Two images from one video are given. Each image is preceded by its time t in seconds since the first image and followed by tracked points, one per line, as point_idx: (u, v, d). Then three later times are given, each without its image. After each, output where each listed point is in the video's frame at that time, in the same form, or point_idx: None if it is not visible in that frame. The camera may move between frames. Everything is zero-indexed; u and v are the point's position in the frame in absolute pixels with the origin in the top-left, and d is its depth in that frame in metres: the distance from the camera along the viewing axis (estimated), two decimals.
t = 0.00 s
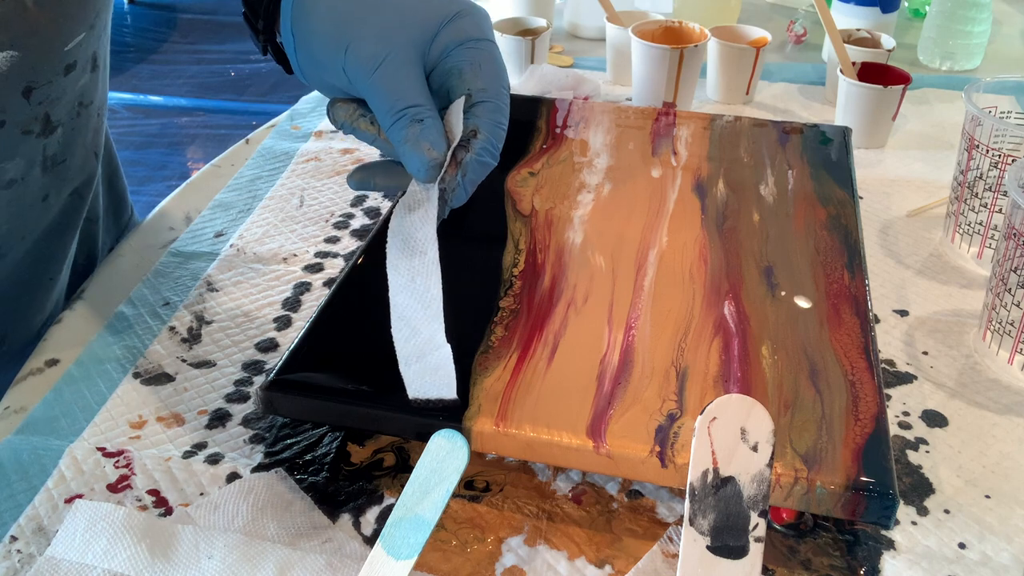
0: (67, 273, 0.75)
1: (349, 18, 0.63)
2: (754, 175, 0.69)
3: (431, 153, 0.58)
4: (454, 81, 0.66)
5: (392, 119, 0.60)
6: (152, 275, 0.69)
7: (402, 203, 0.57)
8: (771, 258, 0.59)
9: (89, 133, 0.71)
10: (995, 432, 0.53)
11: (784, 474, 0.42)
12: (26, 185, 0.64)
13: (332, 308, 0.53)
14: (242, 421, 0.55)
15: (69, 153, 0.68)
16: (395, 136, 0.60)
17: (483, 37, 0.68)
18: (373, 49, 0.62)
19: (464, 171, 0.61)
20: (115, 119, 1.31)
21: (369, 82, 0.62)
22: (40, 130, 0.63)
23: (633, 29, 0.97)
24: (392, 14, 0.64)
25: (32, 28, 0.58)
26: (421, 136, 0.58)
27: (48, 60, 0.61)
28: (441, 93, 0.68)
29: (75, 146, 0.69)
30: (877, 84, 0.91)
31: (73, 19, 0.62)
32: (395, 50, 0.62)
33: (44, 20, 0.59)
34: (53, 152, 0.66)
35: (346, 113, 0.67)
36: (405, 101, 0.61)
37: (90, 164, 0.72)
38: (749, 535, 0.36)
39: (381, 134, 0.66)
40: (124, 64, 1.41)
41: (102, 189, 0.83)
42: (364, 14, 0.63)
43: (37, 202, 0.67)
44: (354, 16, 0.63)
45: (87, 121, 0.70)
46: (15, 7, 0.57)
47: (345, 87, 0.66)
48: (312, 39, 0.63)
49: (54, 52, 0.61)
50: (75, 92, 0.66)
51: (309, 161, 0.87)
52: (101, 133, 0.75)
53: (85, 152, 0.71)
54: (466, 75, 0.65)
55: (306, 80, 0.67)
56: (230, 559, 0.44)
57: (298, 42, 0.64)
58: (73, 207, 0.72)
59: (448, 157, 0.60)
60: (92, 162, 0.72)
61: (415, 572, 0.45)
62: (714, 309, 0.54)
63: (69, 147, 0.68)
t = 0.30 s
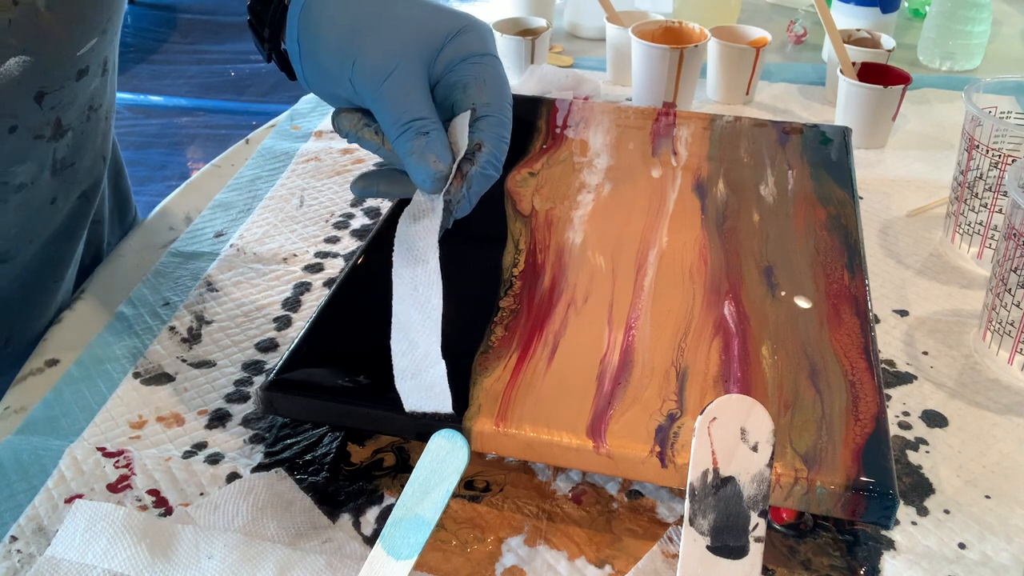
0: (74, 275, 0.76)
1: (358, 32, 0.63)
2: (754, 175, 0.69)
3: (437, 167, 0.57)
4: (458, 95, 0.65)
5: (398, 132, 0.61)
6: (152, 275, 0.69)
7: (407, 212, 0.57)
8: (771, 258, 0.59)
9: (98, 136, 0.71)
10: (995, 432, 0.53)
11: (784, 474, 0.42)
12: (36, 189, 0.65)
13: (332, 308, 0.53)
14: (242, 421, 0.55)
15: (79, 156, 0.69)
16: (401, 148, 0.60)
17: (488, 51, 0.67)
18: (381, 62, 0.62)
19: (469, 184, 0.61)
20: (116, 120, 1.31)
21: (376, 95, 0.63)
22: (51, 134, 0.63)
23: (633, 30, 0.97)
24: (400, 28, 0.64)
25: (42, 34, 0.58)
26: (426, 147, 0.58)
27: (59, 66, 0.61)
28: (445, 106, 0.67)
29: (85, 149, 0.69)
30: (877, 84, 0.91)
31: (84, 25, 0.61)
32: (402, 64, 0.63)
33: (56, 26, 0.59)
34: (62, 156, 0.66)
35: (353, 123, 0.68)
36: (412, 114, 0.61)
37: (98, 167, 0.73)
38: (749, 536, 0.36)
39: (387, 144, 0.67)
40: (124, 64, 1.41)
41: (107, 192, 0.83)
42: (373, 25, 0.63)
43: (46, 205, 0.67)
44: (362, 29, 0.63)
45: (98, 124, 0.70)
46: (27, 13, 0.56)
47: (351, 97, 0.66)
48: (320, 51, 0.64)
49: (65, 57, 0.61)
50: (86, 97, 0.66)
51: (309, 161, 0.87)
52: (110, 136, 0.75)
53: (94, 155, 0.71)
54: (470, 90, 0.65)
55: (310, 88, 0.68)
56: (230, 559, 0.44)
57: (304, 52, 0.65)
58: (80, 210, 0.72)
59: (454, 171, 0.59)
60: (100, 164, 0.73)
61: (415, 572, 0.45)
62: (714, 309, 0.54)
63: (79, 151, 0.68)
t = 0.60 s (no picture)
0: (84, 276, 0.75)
1: (411, 42, 0.68)
2: (754, 175, 0.69)
3: (488, 162, 0.65)
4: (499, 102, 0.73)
5: (451, 130, 0.67)
6: (152, 275, 0.69)
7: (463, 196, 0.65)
8: (770, 258, 0.59)
9: (130, 137, 0.70)
10: (995, 432, 0.53)
11: (784, 474, 0.42)
12: (80, 188, 0.64)
13: (332, 308, 0.53)
14: (242, 421, 0.55)
15: (116, 157, 0.68)
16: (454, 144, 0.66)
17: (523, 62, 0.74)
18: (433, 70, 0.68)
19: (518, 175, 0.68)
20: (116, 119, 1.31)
21: (431, 100, 0.68)
22: (102, 133, 0.63)
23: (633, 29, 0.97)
24: (449, 40, 0.69)
25: (111, 32, 0.58)
26: (480, 145, 0.65)
27: (120, 64, 0.61)
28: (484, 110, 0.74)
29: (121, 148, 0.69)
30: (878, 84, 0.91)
31: (145, 26, 0.61)
32: (452, 73, 0.68)
33: (122, 25, 0.59)
34: (105, 155, 0.66)
35: (400, 121, 0.71)
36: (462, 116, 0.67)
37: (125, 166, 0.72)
38: (749, 535, 0.36)
39: (434, 142, 0.71)
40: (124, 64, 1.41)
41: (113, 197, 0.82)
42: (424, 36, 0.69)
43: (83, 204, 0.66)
44: (415, 40, 0.68)
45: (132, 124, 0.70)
46: (104, 14, 0.56)
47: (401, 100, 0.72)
48: (376, 61, 0.68)
49: (124, 56, 0.61)
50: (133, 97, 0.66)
51: (309, 161, 0.87)
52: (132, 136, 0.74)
53: (125, 155, 0.71)
54: (511, 96, 0.72)
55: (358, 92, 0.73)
56: (231, 559, 0.44)
57: (359, 59, 0.69)
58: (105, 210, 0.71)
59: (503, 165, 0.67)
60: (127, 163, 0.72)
61: (415, 572, 0.45)
62: (714, 309, 0.54)
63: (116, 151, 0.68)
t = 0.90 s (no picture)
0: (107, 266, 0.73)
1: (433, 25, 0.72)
2: (753, 175, 0.69)
3: (512, 133, 0.68)
4: (516, 77, 0.76)
5: (475, 103, 0.70)
6: (152, 275, 0.69)
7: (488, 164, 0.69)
8: (770, 258, 0.59)
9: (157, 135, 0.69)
10: (995, 432, 0.53)
11: (784, 474, 0.42)
12: (118, 183, 0.62)
13: (332, 308, 0.53)
14: (242, 421, 0.55)
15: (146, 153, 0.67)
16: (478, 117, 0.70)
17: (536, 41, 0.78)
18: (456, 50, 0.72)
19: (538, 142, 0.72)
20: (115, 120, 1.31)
21: (456, 77, 0.72)
22: (145, 130, 0.62)
23: (633, 29, 0.97)
24: (468, 21, 0.74)
25: (170, 32, 0.57)
26: (504, 116, 0.68)
27: (170, 64, 0.60)
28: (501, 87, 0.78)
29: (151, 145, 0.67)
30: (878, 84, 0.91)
31: (191, 25, 0.60)
32: (474, 51, 0.72)
33: (176, 28, 0.57)
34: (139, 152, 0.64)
35: (423, 97, 0.74)
36: (485, 90, 0.70)
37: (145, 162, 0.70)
38: (749, 536, 0.36)
39: (456, 117, 0.74)
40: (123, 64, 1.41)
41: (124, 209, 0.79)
42: (445, 19, 0.73)
43: (116, 201, 0.65)
44: (437, 23, 0.72)
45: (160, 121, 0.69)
46: (165, 15, 0.55)
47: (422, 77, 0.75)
48: (401, 44, 0.73)
49: (173, 55, 0.60)
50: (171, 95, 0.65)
51: (309, 161, 0.87)
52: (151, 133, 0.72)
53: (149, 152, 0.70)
54: (528, 72, 0.76)
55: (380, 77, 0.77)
56: (230, 559, 0.44)
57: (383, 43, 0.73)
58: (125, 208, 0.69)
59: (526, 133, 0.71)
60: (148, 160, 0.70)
61: (415, 572, 0.45)
62: (714, 308, 0.54)
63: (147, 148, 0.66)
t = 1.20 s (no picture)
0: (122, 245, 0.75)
1: None
2: (754, 174, 0.69)
3: (515, 89, 0.72)
4: (513, 40, 0.77)
5: (479, 64, 0.72)
6: (152, 275, 0.69)
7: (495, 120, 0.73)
8: (770, 258, 0.59)
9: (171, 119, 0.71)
10: (995, 432, 0.53)
11: (784, 474, 0.42)
12: (142, 166, 0.64)
13: (332, 308, 0.53)
14: (242, 421, 0.55)
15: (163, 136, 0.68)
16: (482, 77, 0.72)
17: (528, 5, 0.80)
18: (460, 15, 0.72)
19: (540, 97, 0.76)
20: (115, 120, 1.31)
21: (460, 42, 0.73)
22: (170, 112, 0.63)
23: (633, 29, 0.97)
24: None
25: (201, 17, 0.58)
26: (506, 71, 0.72)
27: (199, 50, 0.61)
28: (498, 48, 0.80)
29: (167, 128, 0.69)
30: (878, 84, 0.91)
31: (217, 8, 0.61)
32: (475, 16, 0.73)
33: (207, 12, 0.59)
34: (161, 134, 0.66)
35: (427, 63, 0.76)
36: (489, 52, 0.72)
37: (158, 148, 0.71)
38: (749, 536, 0.36)
39: (459, 81, 0.77)
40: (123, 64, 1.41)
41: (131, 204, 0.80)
42: None
43: (136, 184, 0.66)
44: None
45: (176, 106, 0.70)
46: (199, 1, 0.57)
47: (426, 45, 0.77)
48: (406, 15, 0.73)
49: (200, 40, 0.61)
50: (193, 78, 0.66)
51: (309, 161, 0.87)
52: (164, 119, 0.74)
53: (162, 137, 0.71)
54: (524, 34, 0.77)
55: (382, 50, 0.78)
56: (230, 559, 0.44)
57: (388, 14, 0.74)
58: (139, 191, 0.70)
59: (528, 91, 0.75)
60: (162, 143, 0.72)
61: (415, 572, 0.45)
62: (714, 309, 0.54)
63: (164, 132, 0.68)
